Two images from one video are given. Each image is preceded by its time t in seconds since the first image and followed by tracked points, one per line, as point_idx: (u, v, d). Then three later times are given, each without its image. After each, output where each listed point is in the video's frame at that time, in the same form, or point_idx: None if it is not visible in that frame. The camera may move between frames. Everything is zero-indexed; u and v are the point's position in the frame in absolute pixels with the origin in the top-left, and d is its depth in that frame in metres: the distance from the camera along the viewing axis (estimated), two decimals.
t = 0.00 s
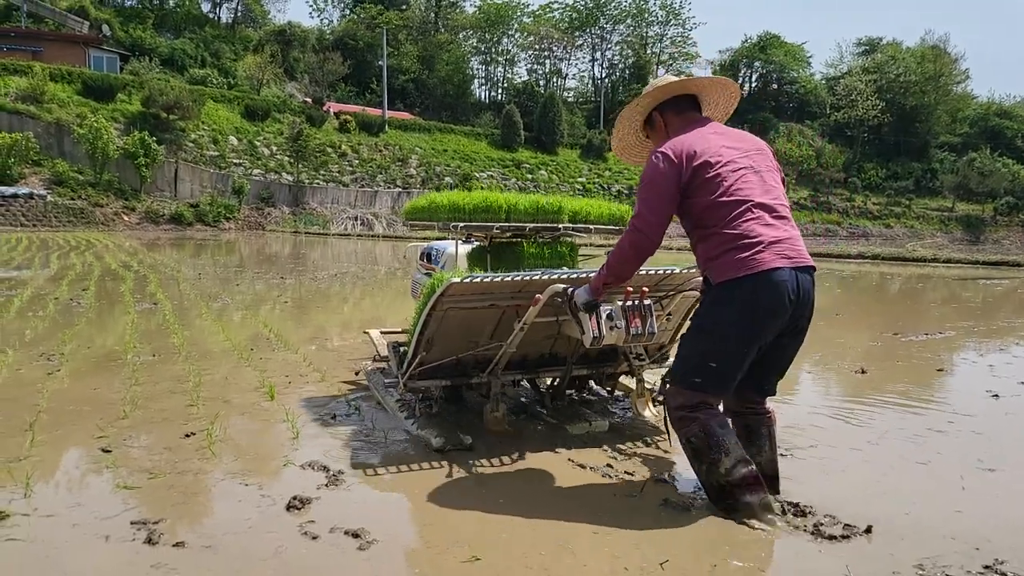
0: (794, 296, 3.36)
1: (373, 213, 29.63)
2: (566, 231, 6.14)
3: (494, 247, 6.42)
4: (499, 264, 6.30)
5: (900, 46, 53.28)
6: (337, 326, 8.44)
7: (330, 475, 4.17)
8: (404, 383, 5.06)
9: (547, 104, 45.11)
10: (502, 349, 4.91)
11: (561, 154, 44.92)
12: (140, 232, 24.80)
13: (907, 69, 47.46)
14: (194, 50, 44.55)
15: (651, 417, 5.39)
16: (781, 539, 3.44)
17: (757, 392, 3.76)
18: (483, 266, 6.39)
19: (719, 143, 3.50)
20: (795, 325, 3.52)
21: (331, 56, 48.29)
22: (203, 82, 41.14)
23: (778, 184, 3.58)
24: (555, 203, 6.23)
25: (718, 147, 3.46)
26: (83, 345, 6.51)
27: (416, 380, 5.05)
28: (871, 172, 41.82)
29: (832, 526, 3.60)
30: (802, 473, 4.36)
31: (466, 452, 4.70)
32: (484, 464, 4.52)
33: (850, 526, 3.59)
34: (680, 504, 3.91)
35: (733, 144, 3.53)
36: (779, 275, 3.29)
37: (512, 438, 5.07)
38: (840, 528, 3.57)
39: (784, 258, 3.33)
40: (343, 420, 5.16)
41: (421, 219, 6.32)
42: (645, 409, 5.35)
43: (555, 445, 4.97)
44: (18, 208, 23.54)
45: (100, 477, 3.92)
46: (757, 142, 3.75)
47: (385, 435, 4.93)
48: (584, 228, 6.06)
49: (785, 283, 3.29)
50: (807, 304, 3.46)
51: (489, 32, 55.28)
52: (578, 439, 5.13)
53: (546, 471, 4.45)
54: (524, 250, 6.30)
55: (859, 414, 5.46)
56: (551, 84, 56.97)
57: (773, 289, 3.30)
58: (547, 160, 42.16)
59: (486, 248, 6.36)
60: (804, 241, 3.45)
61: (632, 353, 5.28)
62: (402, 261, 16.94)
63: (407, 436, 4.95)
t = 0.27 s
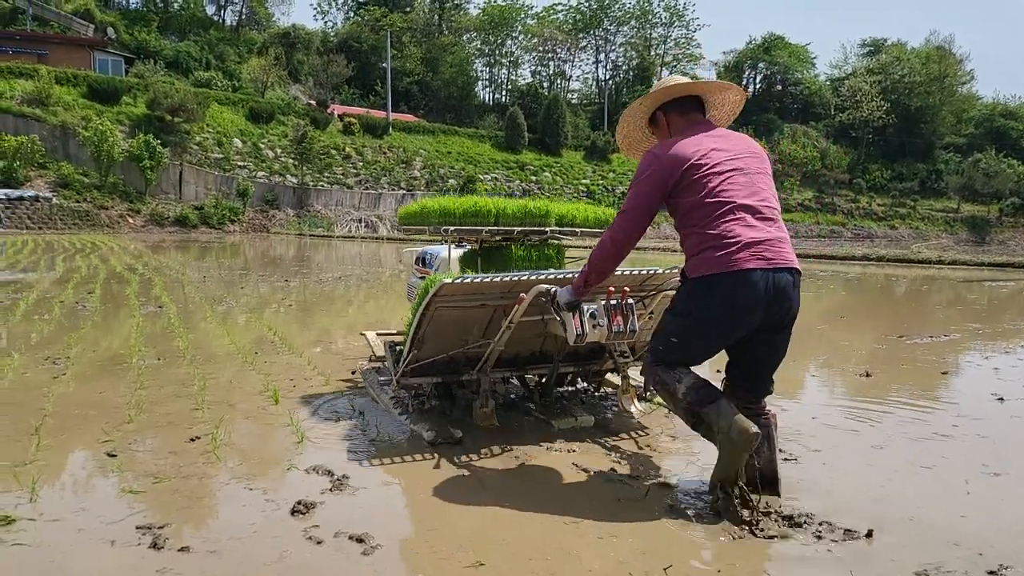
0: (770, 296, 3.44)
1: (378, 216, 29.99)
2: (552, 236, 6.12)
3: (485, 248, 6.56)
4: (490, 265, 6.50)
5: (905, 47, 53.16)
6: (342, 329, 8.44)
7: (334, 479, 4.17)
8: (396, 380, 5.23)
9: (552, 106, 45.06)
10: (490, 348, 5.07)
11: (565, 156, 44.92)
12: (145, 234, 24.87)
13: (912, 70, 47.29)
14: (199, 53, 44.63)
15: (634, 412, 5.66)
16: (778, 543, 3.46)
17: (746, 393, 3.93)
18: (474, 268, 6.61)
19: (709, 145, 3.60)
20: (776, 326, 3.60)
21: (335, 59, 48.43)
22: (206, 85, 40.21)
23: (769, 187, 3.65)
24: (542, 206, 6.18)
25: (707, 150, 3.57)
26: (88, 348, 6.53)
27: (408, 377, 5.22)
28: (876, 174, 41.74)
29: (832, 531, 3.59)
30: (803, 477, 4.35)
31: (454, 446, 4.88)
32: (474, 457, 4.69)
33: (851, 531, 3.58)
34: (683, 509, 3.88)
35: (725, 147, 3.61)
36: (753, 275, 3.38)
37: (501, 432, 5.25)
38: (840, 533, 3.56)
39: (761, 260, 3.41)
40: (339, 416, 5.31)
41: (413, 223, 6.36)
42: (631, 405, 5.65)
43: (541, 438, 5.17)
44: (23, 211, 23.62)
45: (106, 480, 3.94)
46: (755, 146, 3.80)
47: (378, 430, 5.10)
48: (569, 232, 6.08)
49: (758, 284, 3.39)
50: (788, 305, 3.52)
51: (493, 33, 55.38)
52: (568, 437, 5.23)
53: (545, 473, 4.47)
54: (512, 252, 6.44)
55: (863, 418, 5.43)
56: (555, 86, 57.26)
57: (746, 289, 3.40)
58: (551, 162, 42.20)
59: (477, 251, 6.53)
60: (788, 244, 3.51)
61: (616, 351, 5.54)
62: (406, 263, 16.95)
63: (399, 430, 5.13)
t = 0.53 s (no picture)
0: (755, 293, 3.59)
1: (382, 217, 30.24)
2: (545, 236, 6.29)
3: (478, 251, 6.67)
4: (484, 262, 6.61)
5: (912, 49, 53.01)
6: (348, 330, 8.46)
7: (340, 480, 4.16)
8: (395, 374, 5.43)
9: (558, 108, 45.03)
10: (484, 343, 5.27)
11: (572, 158, 44.92)
12: (152, 236, 24.98)
13: (918, 71, 47.20)
14: (205, 55, 44.82)
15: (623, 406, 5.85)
16: (779, 540, 3.48)
17: (739, 388, 3.90)
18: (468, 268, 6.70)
19: (698, 148, 3.75)
20: (762, 322, 3.73)
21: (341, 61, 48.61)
22: (214, 87, 41.02)
23: (758, 188, 3.78)
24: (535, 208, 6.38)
25: (696, 153, 3.72)
26: (96, 349, 6.54)
27: (406, 372, 5.42)
28: (883, 176, 41.60)
29: (840, 531, 3.57)
30: (810, 479, 4.32)
31: (451, 437, 5.07)
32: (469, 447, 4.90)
33: (859, 532, 3.56)
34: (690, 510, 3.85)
35: (714, 150, 3.75)
36: (738, 272, 3.53)
37: (494, 424, 5.46)
38: (848, 534, 3.54)
39: (747, 258, 3.56)
40: (340, 410, 5.50)
41: (408, 225, 6.46)
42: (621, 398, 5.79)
43: (532, 430, 5.39)
44: (30, 212, 23.92)
45: (114, 480, 3.95)
46: (745, 149, 3.93)
47: (376, 421, 5.30)
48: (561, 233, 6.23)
49: (742, 281, 3.53)
50: (775, 301, 3.66)
51: (499, 35, 55.38)
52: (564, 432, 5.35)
53: (547, 470, 4.52)
54: (506, 252, 6.59)
55: (870, 420, 5.41)
56: (561, 88, 57.44)
57: (731, 285, 3.56)
58: (556, 164, 42.22)
59: (471, 253, 6.67)
60: (774, 243, 3.64)
61: (605, 347, 5.78)
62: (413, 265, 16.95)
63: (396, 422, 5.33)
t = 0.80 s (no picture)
0: (747, 299, 3.73)
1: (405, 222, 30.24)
2: (554, 236, 6.42)
3: (489, 253, 6.69)
4: (498, 261, 6.63)
5: (936, 48, 52.35)
6: (369, 332, 8.49)
7: (363, 482, 4.18)
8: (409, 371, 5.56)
9: (578, 110, 44.98)
10: (494, 342, 5.35)
11: (592, 160, 44.89)
12: (177, 239, 25.32)
13: (944, 71, 46.65)
14: (229, 59, 45.36)
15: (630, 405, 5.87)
16: (798, 541, 3.47)
17: (748, 389, 3.95)
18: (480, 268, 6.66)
19: (695, 159, 3.90)
20: (757, 327, 3.85)
21: (362, 65, 49.03)
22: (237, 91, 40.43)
23: (751, 199, 3.92)
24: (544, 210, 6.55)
25: (693, 165, 3.87)
26: (122, 351, 6.62)
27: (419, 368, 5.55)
28: (908, 177, 41.07)
29: (862, 536, 3.54)
30: (834, 483, 4.27)
31: (461, 432, 5.16)
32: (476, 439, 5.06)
33: (883, 537, 3.52)
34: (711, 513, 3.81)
35: (710, 161, 3.90)
36: (730, 279, 3.68)
37: (503, 420, 5.55)
38: (874, 539, 3.50)
39: (739, 265, 3.70)
40: (354, 406, 5.60)
41: (422, 227, 6.56)
42: (629, 396, 5.82)
43: (540, 425, 5.47)
44: (59, 216, 24.19)
45: (139, 479, 4.00)
46: (741, 160, 4.08)
47: (388, 416, 5.44)
48: (570, 235, 6.33)
49: (734, 287, 3.68)
50: (768, 308, 3.79)
51: (519, 38, 54.98)
52: (572, 430, 5.41)
53: (562, 469, 4.55)
54: (516, 254, 6.66)
55: (895, 423, 5.33)
56: (581, 90, 57.45)
57: (723, 291, 3.70)
58: (577, 166, 42.20)
59: (482, 254, 6.66)
60: (766, 251, 3.78)
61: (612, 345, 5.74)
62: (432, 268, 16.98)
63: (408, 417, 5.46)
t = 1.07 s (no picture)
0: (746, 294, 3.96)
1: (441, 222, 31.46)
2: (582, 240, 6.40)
3: (519, 255, 6.66)
4: (527, 263, 6.59)
5: (987, 43, 50.90)
6: (408, 333, 8.55)
7: (404, 483, 4.19)
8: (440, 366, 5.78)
9: (617, 110, 44.87)
10: (521, 338, 5.54)
11: (631, 161, 44.68)
12: (222, 242, 26.00)
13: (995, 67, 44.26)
14: (272, 65, 46.51)
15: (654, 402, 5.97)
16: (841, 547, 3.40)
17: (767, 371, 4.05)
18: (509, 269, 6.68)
19: (695, 167, 4.22)
20: (762, 322, 4.06)
21: (403, 68, 49.65)
22: (281, 96, 42.72)
23: (751, 201, 4.19)
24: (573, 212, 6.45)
25: (694, 171, 4.19)
26: (169, 351, 6.78)
27: (450, 364, 5.76)
28: (958, 175, 39.98)
29: (912, 543, 3.43)
30: (880, 489, 4.16)
31: (486, 423, 5.36)
32: (503, 431, 5.24)
33: (934, 544, 3.41)
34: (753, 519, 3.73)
35: (710, 168, 4.21)
36: (728, 275, 3.93)
37: (529, 413, 5.74)
38: (924, 546, 3.40)
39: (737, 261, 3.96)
40: (387, 398, 5.85)
41: (454, 229, 6.50)
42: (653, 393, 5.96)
43: (564, 419, 5.65)
44: (109, 219, 25.04)
45: (186, 478, 4.07)
46: (743, 166, 4.35)
47: (420, 409, 5.67)
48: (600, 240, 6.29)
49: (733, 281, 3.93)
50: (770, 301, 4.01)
51: (558, 40, 54.98)
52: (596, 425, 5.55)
53: (597, 468, 4.57)
54: (544, 255, 6.63)
55: (944, 429, 5.17)
56: (621, 91, 57.10)
57: (723, 285, 3.96)
58: (616, 167, 42.04)
59: (511, 256, 6.64)
60: (764, 248, 4.02)
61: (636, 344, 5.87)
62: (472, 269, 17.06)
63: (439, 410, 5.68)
